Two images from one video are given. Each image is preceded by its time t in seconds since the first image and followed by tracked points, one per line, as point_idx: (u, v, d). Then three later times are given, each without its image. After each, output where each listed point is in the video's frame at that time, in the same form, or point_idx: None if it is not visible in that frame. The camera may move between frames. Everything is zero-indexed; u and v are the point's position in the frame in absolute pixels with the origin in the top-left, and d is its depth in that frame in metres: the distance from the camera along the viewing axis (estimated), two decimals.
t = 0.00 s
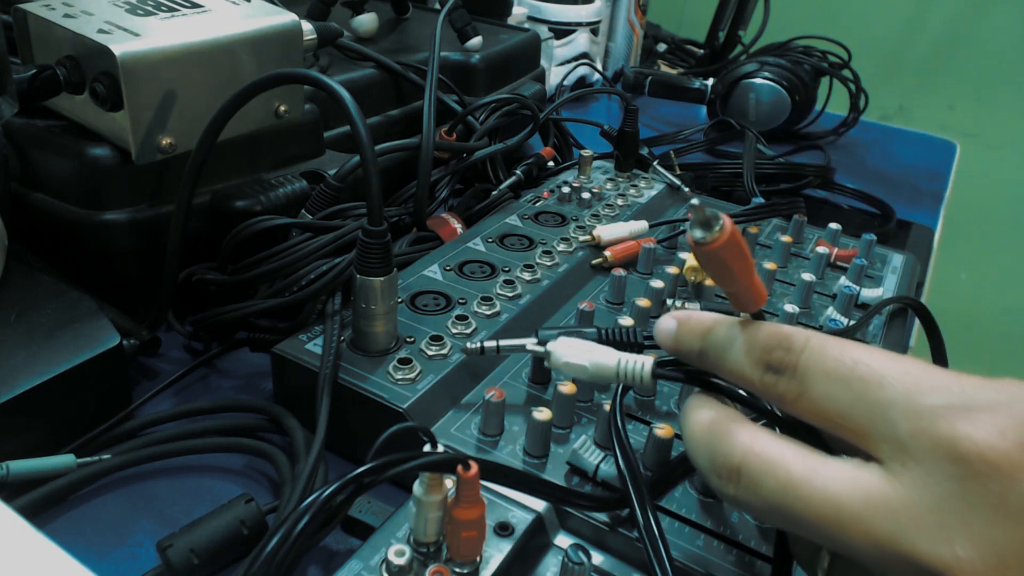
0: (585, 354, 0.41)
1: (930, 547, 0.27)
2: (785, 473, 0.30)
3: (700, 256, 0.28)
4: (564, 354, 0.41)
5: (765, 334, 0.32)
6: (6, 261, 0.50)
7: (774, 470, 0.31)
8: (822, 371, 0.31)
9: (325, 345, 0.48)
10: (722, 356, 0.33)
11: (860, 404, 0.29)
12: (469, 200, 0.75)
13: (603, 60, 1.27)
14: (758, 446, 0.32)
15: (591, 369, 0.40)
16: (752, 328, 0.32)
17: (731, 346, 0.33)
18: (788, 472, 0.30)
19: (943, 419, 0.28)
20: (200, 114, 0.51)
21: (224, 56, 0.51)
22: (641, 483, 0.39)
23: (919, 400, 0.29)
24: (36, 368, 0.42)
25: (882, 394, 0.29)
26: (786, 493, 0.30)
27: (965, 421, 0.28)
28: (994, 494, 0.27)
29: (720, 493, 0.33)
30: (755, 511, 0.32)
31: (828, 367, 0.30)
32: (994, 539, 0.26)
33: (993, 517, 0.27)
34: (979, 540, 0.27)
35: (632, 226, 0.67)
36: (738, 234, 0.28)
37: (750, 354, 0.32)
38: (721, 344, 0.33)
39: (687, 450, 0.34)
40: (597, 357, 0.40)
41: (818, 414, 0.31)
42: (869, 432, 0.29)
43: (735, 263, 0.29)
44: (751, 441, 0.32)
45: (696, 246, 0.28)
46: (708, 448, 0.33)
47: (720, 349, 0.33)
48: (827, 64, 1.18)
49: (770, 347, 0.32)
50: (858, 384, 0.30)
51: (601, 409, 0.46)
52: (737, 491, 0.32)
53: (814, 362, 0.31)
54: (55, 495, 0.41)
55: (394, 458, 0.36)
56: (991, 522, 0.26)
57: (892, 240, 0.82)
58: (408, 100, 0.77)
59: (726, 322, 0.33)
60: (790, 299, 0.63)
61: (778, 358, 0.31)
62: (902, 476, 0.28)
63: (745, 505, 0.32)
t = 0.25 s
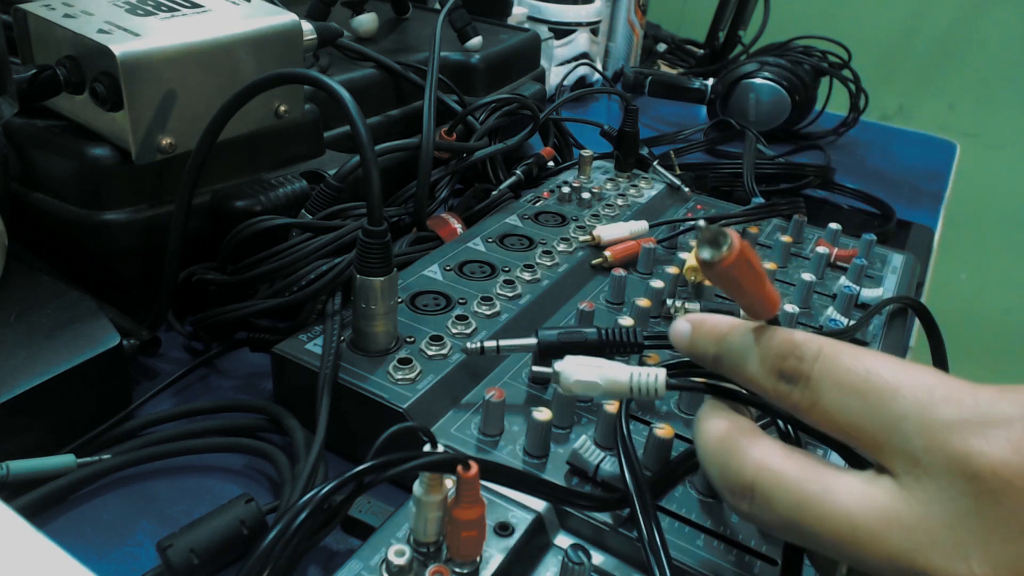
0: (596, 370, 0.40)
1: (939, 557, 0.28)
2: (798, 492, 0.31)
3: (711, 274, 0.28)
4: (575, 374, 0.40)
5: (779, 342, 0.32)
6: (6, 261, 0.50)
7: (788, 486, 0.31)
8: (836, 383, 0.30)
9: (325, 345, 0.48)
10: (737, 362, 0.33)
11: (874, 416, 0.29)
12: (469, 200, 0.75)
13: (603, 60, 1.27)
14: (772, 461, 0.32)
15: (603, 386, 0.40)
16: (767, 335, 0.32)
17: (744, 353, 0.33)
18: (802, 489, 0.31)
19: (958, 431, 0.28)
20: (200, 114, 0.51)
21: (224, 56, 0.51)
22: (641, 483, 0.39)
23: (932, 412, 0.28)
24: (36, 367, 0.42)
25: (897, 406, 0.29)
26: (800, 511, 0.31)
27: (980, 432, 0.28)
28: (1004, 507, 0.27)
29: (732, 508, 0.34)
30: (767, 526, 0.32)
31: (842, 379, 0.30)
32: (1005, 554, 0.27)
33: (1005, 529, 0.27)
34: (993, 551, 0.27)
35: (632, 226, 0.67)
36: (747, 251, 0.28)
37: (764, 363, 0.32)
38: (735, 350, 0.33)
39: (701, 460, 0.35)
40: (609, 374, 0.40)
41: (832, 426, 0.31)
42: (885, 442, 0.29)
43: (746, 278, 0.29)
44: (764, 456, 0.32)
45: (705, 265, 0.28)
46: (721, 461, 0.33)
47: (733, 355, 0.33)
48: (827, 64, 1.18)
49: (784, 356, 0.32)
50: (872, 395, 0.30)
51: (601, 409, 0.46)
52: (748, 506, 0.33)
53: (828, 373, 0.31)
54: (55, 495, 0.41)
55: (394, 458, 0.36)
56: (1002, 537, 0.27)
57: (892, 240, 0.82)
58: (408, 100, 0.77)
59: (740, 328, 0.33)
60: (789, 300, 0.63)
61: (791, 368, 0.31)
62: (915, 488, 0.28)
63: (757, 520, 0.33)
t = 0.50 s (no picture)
0: (616, 357, 0.39)
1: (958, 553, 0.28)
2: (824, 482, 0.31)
3: (720, 288, 0.28)
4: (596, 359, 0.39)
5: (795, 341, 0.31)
6: (5, 261, 0.50)
7: (813, 478, 0.31)
8: (855, 383, 0.30)
9: (325, 344, 0.48)
10: (752, 364, 0.32)
11: (899, 417, 0.29)
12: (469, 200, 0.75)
13: (603, 60, 1.27)
14: (797, 452, 0.32)
15: (622, 372, 0.38)
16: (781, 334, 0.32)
17: (759, 355, 0.32)
18: (827, 483, 0.31)
19: (983, 432, 0.28)
20: (200, 114, 0.51)
21: (224, 56, 0.51)
22: (642, 483, 0.39)
23: (957, 414, 0.28)
24: (36, 367, 0.42)
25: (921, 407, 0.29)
26: (826, 502, 0.31)
27: (1005, 433, 0.28)
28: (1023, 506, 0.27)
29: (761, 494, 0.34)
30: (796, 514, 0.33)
31: (861, 378, 0.30)
32: None
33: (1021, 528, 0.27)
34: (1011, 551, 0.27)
35: (632, 226, 0.67)
36: (752, 260, 0.28)
37: (780, 364, 0.31)
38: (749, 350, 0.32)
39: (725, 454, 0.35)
40: (628, 360, 0.38)
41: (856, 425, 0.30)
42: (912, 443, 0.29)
43: (755, 287, 0.29)
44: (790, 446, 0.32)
45: (713, 280, 0.28)
46: (746, 454, 0.33)
47: (749, 357, 0.32)
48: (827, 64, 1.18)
49: (801, 357, 0.31)
50: (895, 396, 0.29)
51: (601, 409, 0.46)
52: (777, 494, 0.33)
53: (848, 372, 0.30)
54: (54, 495, 0.41)
55: (395, 458, 0.36)
56: None
57: (892, 240, 0.82)
58: (408, 100, 0.77)
59: (752, 328, 0.33)
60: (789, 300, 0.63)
61: (809, 368, 0.31)
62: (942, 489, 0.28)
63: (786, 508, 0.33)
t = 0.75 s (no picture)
0: (614, 342, 0.41)
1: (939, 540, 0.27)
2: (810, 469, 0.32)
3: (711, 277, 0.28)
4: (595, 344, 0.42)
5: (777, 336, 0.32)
6: (5, 261, 0.50)
7: (802, 465, 0.32)
8: (833, 376, 0.30)
9: (325, 345, 0.48)
10: (738, 359, 0.33)
11: (874, 407, 0.29)
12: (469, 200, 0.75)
13: (603, 60, 1.27)
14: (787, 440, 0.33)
15: (619, 356, 0.41)
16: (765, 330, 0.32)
17: (743, 350, 0.33)
18: (814, 472, 0.31)
19: (958, 422, 0.27)
20: (200, 114, 0.51)
21: (224, 56, 0.51)
22: (641, 483, 0.39)
23: (931, 406, 0.28)
24: (36, 367, 0.42)
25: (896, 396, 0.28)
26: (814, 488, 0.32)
27: (979, 424, 0.27)
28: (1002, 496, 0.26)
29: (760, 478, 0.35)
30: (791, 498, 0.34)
31: (840, 372, 0.30)
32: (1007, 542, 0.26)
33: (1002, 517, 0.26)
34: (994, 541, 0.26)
35: (632, 226, 0.67)
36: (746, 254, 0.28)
37: (763, 359, 0.32)
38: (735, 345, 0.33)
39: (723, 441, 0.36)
40: (625, 345, 0.41)
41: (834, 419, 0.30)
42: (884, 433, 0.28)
43: (747, 278, 0.29)
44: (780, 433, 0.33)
45: (705, 269, 0.28)
46: (745, 441, 0.35)
47: (733, 352, 0.33)
48: (827, 64, 1.18)
49: (782, 352, 0.31)
50: (871, 388, 0.29)
51: (601, 409, 0.46)
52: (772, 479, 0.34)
53: (826, 366, 0.30)
54: (54, 495, 0.41)
55: (395, 458, 0.36)
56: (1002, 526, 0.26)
57: (892, 240, 0.82)
58: (408, 100, 0.77)
59: (738, 322, 0.33)
60: (789, 300, 0.63)
61: (791, 361, 0.31)
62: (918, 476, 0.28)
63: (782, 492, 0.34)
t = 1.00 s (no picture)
0: (611, 312, 0.39)
1: (945, 512, 0.26)
2: (810, 429, 0.31)
3: (723, 238, 0.28)
4: (590, 312, 0.40)
5: (779, 300, 0.31)
6: (5, 261, 0.50)
7: (803, 431, 0.31)
8: (842, 336, 0.29)
9: (325, 345, 0.48)
10: (739, 325, 0.32)
11: (883, 366, 0.28)
12: (469, 200, 0.75)
13: (603, 60, 1.27)
14: (785, 405, 0.32)
15: (615, 328, 0.39)
16: (766, 294, 0.32)
17: (744, 315, 0.32)
18: (817, 438, 0.30)
19: (971, 380, 0.27)
20: (200, 114, 0.51)
21: (224, 57, 0.51)
22: (641, 483, 0.39)
23: (944, 363, 0.27)
24: (36, 368, 0.42)
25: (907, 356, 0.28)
26: (814, 451, 0.30)
27: (994, 382, 0.27)
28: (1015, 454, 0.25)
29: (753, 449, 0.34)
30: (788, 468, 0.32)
31: (848, 332, 0.29)
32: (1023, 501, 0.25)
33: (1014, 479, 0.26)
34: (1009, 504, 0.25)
35: (632, 226, 0.67)
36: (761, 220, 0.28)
37: (765, 322, 0.31)
38: (734, 310, 0.32)
39: (715, 414, 0.35)
40: (622, 317, 0.39)
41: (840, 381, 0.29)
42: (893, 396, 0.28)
43: (760, 246, 0.28)
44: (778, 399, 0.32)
45: (718, 229, 0.27)
46: (738, 412, 0.33)
47: (734, 318, 0.32)
48: (827, 65, 1.18)
49: (785, 314, 0.31)
50: (881, 348, 0.29)
51: (601, 409, 0.46)
52: (768, 447, 0.33)
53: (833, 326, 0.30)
54: (54, 495, 0.41)
55: (395, 458, 0.36)
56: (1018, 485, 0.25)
57: (892, 240, 0.82)
58: (408, 100, 0.77)
59: (739, 290, 0.33)
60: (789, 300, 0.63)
61: (797, 324, 0.31)
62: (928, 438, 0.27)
63: (778, 462, 0.33)
